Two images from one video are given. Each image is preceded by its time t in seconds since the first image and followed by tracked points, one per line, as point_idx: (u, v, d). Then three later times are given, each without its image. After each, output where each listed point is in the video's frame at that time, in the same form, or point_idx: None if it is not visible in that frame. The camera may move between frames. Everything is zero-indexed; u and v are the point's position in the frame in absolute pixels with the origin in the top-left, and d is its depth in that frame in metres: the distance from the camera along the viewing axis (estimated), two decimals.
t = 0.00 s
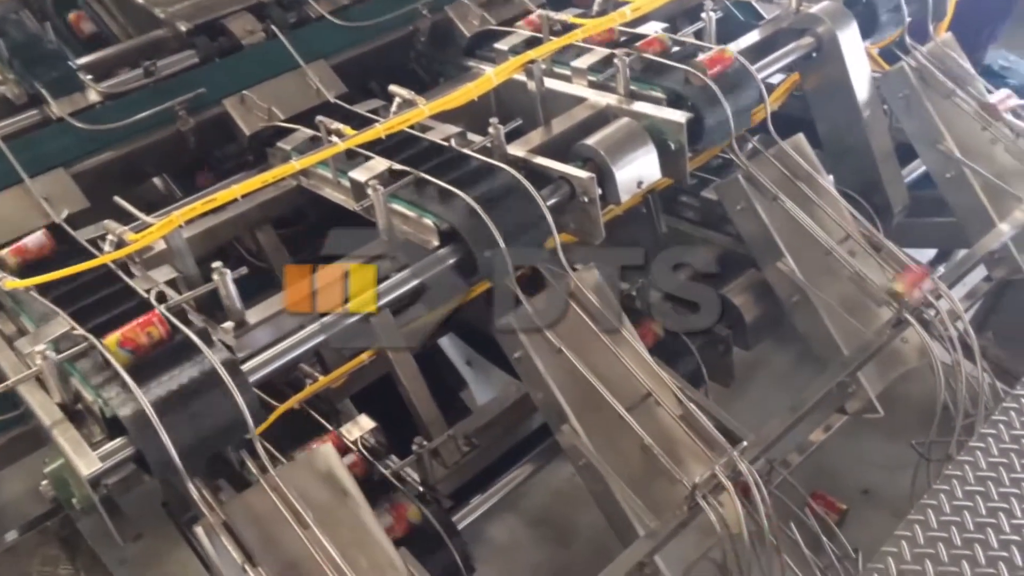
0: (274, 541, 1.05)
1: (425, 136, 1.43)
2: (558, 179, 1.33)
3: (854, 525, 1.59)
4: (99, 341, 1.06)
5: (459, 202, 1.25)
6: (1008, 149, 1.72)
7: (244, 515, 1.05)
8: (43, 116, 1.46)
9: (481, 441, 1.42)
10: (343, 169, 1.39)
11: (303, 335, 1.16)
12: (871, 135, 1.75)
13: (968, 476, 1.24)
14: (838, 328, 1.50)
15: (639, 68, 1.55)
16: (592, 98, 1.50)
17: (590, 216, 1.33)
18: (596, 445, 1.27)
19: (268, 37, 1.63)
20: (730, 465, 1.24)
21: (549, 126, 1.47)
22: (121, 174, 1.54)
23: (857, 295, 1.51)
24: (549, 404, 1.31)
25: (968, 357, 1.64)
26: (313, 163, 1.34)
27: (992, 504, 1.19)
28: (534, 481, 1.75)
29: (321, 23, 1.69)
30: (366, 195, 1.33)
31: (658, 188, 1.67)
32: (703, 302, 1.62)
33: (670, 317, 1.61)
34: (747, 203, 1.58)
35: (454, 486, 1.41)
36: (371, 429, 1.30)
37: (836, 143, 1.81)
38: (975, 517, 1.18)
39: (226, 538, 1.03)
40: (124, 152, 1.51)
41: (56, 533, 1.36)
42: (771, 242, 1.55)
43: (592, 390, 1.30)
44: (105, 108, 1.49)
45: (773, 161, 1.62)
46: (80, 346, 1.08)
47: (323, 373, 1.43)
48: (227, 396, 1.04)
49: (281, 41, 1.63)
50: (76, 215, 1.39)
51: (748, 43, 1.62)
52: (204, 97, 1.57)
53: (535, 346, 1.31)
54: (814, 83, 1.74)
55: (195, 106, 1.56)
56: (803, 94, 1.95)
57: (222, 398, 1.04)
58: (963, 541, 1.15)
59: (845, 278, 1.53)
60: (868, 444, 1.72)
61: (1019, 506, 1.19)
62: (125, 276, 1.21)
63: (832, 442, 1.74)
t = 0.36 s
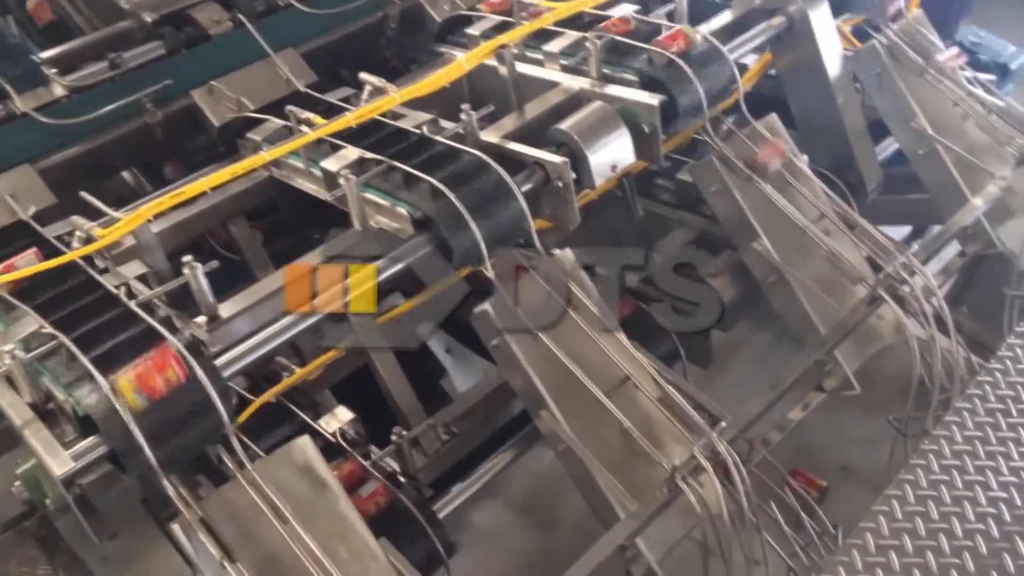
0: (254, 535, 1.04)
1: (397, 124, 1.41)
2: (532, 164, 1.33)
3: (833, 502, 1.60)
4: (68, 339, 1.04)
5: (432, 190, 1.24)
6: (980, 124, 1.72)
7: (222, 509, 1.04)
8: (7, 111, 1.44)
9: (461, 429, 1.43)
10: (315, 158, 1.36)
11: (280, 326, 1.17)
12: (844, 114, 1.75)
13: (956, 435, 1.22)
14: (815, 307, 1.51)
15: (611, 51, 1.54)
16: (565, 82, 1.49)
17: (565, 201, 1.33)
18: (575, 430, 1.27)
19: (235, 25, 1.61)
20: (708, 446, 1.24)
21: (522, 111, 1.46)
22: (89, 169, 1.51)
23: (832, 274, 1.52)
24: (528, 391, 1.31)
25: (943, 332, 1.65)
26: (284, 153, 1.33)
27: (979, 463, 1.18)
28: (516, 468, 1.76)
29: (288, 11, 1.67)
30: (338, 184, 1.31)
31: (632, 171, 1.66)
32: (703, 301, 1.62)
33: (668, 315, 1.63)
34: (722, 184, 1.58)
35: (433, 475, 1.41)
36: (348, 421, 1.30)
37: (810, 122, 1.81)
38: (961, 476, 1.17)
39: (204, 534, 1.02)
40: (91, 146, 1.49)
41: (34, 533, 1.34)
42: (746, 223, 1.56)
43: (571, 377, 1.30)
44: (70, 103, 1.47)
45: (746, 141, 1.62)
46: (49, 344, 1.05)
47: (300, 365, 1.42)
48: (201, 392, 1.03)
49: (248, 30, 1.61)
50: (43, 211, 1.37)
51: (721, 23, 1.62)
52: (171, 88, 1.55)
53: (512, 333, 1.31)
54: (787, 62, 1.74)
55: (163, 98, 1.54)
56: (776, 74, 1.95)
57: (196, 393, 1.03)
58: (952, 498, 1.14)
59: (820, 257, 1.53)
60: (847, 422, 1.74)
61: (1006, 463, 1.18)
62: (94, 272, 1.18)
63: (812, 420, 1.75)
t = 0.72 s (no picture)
0: (223, 532, 1.04)
1: (355, 110, 1.40)
2: (493, 148, 1.32)
3: (807, 471, 1.62)
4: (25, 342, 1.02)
5: (394, 176, 1.23)
6: (940, 93, 1.75)
7: (190, 509, 1.03)
8: None
9: (432, 417, 1.43)
10: (272, 149, 1.34)
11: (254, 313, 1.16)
12: (804, 87, 1.76)
13: (922, 402, 1.21)
14: (780, 281, 1.51)
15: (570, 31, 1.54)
16: (525, 62, 1.47)
17: (528, 183, 1.32)
18: (546, 413, 1.27)
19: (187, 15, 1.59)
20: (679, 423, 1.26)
21: (483, 93, 1.45)
22: (43, 167, 1.49)
23: (796, 247, 1.53)
24: (498, 375, 1.31)
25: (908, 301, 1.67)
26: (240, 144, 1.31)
27: (944, 429, 1.18)
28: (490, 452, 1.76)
29: None
30: (297, 174, 1.29)
31: (596, 152, 1.66)
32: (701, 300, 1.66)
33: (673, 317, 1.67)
34: (685, 162, 1.57)
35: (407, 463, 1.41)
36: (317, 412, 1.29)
37: (771, 97, 1.81)
38: (930, 444, 1.16)
39: (173, 534, 1.02)
40: (43, 144, 1.46)
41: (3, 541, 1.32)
42: (710, 199, 1.56)
43: (541, 361, 1.30)
44: (22, 99, 1.46)
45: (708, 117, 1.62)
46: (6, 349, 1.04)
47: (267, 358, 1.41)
48: (164, 390, 1.01)
49: (201, 18, 1.58)
50: None
51: None
52: (123, 82, 1.52)
53: (480, 318, 1.31)
54: (746, 38, 1.74)
55: (114, 92, 1.52)
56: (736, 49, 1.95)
57: (159, 392, 1.01)
58: (921, 465, 1.14)
59: (784, 230, 1.54)
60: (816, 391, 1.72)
61: (972, 428, 1.17)
62: (50, 271, 1.17)
63: (782, 391, 1.75)
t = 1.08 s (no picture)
0: (191, 535, 1.02)
1: (309, 102, 1.38)
2: (451, 135, 1.30)
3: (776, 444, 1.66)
4: None
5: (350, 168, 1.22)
6: (893, 64, 1.77)
7: (157, 515, 1.02)
8: None
9: (401, 409, 1.44)
10: (227, 145, 1.31)
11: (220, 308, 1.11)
12: (760, 63, 1.76)
13: (895, 357, 1.17)
14: (743, 257, 1.52)
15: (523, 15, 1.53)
16: (480, 48, 1.46)
17: (488, 169, 1.31)
18: (514, 400, 1.28)
19: (133, 11, 1.55)
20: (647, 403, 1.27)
21: (439, 80, 1.43)
22: None
23: (758, 223, 1.54)
24: (465, 364, 1.31)
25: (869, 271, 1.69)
26: (194, 141, 1.29)
27: (920, 382, 1.13)
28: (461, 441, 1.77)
29: None
30: (253, 170, 1.27)
31: (555, 135, 1.64)
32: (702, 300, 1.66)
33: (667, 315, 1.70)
34: (644, 142, 1.57)
35: (378, 456, 1.41)
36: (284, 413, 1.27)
37: (728, 74, 1.82)
38: (906, 396, 1.12)
39: (141, 544, 1.00)
40: None
41: None
42: (671, 178, 1.56)
43: (508, 348, 1.30)
44: None
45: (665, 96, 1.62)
46: None
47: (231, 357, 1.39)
48: (124, 397, 0.99)
49: (148, 16, 1.55)
50: None
51: None
52: (70, 83, 1.50)
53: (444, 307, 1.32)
54: (701, 16, 1.74)
55: (61, 94, 1.49)
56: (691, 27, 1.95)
57: (119, 399, 0.99)
58: (897, 416, 1.10)
59: (745, 206, 1.55)
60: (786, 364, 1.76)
61: (944, 380, 1.13)
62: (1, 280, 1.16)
63: (748, 365, 1.78)
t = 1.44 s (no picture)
0: (157, 544, 1.01)
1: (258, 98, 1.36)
2: (405, 128, 1.29)
3: (744, 421, 1.68)
4: None
5: (304, 165, 1.20)
6: (841, 40, 1.79)
7: (121, 523, 1.01)
8: None
9: (367, 405, 1.44)
10: (175, 146, 1.29)
11: (177, 312, 1.10)
12: (710, 44, 1.77)
13: (853, 329, 1.18)
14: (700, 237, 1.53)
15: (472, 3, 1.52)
16: (430, 38, 1.44)
17: (443, 160, 1.30)
18: (480, 390, 1.28)
19: (73, 12, 1.56)
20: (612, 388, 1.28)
21: (390, 72, 1.41)
22: None
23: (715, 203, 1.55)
24: (429, 358, 1.31)
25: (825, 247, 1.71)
26: (141, 142, 1.26)
27: (877, 352, 1.14)
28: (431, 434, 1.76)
29: None
30: (203, 170, 1.25)
31: (510, 122, 1.63)
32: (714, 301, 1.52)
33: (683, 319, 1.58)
34: (598, 127, 1.58)
35: (345, 453, 1.40)
36: (247, 416, 1.27)
37: (679, 56, 1.83)
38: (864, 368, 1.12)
39: (108, 556, 1.01)
40: None
41: None
42: (627, 162, 1.56)
43: (471, 339, 1.30)
44: None
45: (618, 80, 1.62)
46: None
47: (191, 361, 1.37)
48: (79, 408, 0.97)
49: (88, 16, 1.55)
50: None
51: None
52: (12, 87, 1.51)
53: (404, 301, 1.32)
54: None
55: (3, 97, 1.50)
56: (641, 10, 1.96)
57: (74, 410, 0.97)
58: (856, 389, 1.11)
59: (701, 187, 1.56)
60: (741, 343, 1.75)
61: (902, 350, 1.14)
62: None
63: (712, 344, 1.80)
